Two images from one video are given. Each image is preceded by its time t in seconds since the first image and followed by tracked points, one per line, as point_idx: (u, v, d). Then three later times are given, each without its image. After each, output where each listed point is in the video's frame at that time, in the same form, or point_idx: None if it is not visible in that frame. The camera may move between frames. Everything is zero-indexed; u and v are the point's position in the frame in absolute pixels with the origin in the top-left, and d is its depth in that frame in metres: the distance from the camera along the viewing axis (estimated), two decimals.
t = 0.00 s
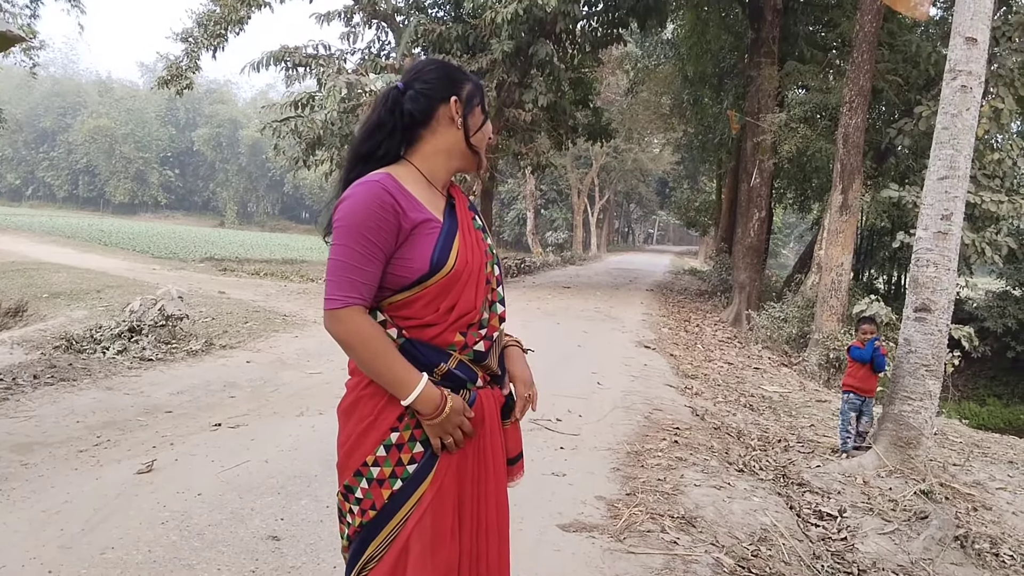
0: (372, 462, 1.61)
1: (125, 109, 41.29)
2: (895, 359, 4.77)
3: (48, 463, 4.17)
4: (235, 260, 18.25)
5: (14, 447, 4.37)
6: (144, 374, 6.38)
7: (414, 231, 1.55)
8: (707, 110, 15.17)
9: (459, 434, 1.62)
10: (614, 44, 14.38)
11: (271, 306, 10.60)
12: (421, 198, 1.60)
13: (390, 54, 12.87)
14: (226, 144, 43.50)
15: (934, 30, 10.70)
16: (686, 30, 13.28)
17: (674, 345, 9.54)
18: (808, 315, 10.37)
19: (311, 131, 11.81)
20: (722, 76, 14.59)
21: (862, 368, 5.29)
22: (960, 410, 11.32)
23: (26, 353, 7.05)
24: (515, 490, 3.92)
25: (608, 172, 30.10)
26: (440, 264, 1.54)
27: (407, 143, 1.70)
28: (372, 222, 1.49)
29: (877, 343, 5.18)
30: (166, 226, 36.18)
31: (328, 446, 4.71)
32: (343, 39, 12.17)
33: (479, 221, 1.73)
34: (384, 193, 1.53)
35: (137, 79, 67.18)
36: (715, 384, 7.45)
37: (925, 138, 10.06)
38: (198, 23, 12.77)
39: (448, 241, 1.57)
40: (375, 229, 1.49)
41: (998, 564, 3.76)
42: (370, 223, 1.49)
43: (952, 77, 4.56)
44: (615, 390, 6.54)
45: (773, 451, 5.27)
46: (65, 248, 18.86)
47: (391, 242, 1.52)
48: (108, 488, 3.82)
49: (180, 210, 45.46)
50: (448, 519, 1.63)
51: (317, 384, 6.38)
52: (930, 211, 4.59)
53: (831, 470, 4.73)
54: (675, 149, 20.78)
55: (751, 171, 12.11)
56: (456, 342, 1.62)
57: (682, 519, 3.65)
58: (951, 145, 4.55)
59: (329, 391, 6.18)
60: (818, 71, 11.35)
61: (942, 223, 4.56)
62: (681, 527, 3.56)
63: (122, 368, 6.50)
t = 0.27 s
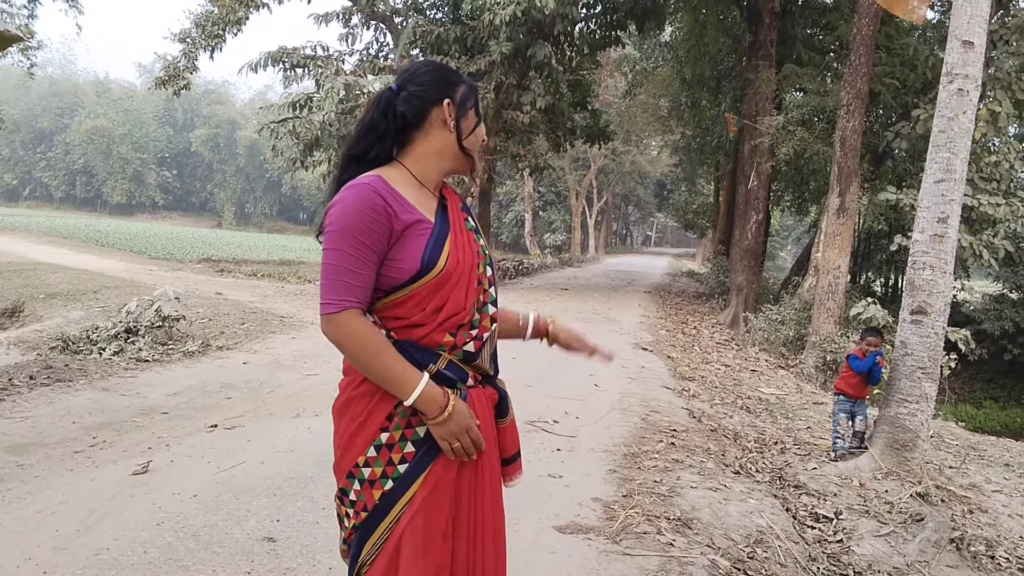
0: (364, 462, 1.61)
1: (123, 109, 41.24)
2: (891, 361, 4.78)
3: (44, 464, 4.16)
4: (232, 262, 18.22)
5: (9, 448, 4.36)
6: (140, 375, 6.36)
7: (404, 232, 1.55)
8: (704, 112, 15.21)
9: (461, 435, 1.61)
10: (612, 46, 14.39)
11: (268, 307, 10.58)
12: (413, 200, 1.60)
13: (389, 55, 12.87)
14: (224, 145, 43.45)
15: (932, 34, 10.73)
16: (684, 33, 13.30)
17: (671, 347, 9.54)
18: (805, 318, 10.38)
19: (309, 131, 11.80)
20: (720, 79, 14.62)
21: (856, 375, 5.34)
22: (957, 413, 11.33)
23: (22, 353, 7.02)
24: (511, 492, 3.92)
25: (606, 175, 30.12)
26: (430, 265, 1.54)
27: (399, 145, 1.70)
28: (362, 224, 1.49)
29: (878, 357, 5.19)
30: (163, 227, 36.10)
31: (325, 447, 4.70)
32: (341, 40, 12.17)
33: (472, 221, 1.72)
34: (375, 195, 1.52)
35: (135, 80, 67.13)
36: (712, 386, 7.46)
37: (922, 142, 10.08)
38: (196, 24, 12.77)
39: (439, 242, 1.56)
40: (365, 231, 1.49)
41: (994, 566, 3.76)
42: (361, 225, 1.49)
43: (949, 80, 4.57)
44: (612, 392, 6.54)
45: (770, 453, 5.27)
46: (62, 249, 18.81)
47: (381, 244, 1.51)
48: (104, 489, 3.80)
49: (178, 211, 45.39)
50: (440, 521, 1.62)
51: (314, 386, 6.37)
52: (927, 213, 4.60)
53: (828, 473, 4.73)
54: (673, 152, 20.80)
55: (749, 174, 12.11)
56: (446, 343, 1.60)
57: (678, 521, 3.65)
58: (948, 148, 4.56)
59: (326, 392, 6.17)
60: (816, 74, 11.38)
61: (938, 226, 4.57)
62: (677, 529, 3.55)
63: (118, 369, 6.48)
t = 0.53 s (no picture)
0: (357, 472, 1.61)
1: (122, 111, 41.19)
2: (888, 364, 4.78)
3: (41, 465, 4.14)
4: (230, 263, 18.19)
5: (6, 449, 4.34)
6: (137, 376, 6.35)
7: (389, 238, 1.55)
8: (703, 115, 15.27)
9: (454, 445, 1.58)
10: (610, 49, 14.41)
11: (266, 309, 10.57)
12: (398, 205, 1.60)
13: (387, 57, 12.87)
14: (222, 146, 43.45)
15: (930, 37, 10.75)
16: (682, 35, 13.32)
17: (669, 350, 9.54)
18: (803, 321, 10.39)
19: (307, 133, 11.79)
20: (718, 82, 14.64)
21: (850, 379, 5.33)
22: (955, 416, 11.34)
23: (19, 355, 7.00)
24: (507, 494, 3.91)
25: (604, 177, 30.16)
26: (415, 270, 1.54)
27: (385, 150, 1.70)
28: (346, 232, 1.49)
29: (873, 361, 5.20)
30: (161, 228, 36.03)
31: (322, 449, 4.69)
32: (340, 42, 12.16)
33: (460, 222, 1.71)
34: (357, 203, 1.53)
35: (133, 81, 67.12)
36: (710, 389, 7.46)
37: (920, 145, 10.10)
38: (195, 26, 12.77)
39: (423, 246, 1.56)
40: (349, 238, 1.49)
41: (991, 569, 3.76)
42: (344, 234, 1.49)
43: (946, 84, 4.58)
44: (609, 394, 6.53)
45: (767, 456, 5.27)
46: (59, 250, 18.77)
47: (366, 250, 1.52)
48: (101, 491, 3.79)
49: (176, 212, 45.34)
50: (433, 530, 1.60)
51: (312, 388, 6.36)
52: (924, 216, 4.60)
53: (825, 475, 4.73)
54: (671, 155, 20.83)
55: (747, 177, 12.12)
56: (434, 348, 1.60)
57: (675, 524, 3.65)
58: (945, 151, 4.56)
59: (324, 394, 6.16)
60: (813, 77, 11.40)
61: (935, 229, 4.57)
62: (674, 531, 3.55)
63: (116, 370, 6.46)
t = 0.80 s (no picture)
0: (342, 473, 1.61)
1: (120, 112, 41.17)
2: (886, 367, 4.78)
3: (39, 466, 4.13)
4: (228, 265, 18.17)
5: (4, 451, 4.33)
6: (136, 378, 6.34)
7: (380, 241, 1.55)
8: (701, 117, 15.28)
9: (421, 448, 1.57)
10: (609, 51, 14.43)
11: (264, 310, 10.55)
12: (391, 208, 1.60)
13: (386, 59, 12.87)
14: (221, 148, 43.43)
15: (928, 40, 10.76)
16: (681, 38, 13.34)
17: (667, 352, 9.54)
18: (801, 322, 10.40)
19: (306, 135, 11.79)
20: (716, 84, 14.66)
21: (841, 379, 5.34)
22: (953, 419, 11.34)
23: (17, 356, 6.99)
24: (506, 496, 3.90)
25: (603, 179, 30.19)
26: (406, 273, 1.54)
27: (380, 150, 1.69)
28: (337, 233, 1.49)
29: (859, 362, 5.19)
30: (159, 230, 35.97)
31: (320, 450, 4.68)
32: (338, 44, 12.16)
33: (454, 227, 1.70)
34: (349, 206, 1.53)
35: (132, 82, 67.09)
36: (708, 391, 7.45)
37: (918, 148, 10.11)
38: (194, 27, 12.77)
39: (415, 250, 1.56)
40: (340, 240, 1.49)
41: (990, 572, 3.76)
42: (335, 233, 1.49)
43: (945, 86, 4.59)
44: (608, 396, 6.53)
45: (765, 458, 5.27)
46: (57, 251, 18.73)
47: (356, 252, 1.52)
48: (99, 492, 3.78)
49: (174, 214, 45.29)
50: (415, 533, 1.59)
51: (310, 389, 6.36)
52: (923, 219, 4.61)
53: (824, 478, 4.72)
54: (670, 157, 20.84)
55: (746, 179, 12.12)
56: (422, 351, 1.60)
57: (673, 526, 3.64)
58: (944, 154, 4.57)
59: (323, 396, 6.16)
60: (812, 80, 11.43)
61: (934, 231, 4.57)
62: (673, 534, 3.55)
63: (114, 371, 6.45)
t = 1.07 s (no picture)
0: (302, 459, 1.64)
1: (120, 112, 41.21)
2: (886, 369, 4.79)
3: (40, 467, 4.13)
4: (228, 265, 18.17)
5: (5, 451, 4.33)
6: (137, 378, 6.34)
7: (353, 245, 1.56)
8: (701, 119, 15.30)
9: (382, 437, 1.59)
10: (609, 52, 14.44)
11: (264, 311, 10.56)
12: (370, 211, 1.61)
13: (386, 60, 12.89)
14: (222, 148, 43.45)
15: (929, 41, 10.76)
16: (681, 39, 13.35)
17: (667, 353, 9.55)
18: (801, 324, 10.41)
19: (307, 135, 11.79)
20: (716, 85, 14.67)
21: (835, 383, 5.36)
22: (952, 421, 11.35)
23: (17, 356, 6.99)
24: (506, 498, 3.90)
25: (603, 180, 30.21)
26: (374, 279, 1.54)
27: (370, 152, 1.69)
28: (311, 234, 1.51)
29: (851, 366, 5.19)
30: (160, 230, 35.95)
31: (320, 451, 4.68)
32: (339, 44, 12.17)
33: (439, 231, 1.68)
34: (328, 207, 1.54)
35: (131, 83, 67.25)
36: (708, 393, 7.46)
37: (919, 150, 10.11)
38: (195, 28, 12.79)
39: (387, 257, 1.56)
40: (313, 241, 1.51)
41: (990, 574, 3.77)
42: (308, 229, 1.51)
43: (945, 89, 4.59)
44: (608, 398, 6.53)
45: (766, 460, 5.28)
46: (57, 252, 18.73)
47: (329, 253, 1.53)
48: (99, 493, 3.78)
49: (175, 214, 45.30)
50: (366, 528, 1.61)
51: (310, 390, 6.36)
52: (923, 221, 4.61)
53: (824, 479, 4.72)
54: (670, 158, 20.85)
55: (746, 180, 12.13)
56: (387, 354, 1.60)
57: (674, 528, 3.65)
58: (944, 156, 4.57)
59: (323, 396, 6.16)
60: (812, 81, 11.44)
61: (935, 233, 4.58)
62: (673, 535, 3.55)
63: (114, 372, 6.46)
